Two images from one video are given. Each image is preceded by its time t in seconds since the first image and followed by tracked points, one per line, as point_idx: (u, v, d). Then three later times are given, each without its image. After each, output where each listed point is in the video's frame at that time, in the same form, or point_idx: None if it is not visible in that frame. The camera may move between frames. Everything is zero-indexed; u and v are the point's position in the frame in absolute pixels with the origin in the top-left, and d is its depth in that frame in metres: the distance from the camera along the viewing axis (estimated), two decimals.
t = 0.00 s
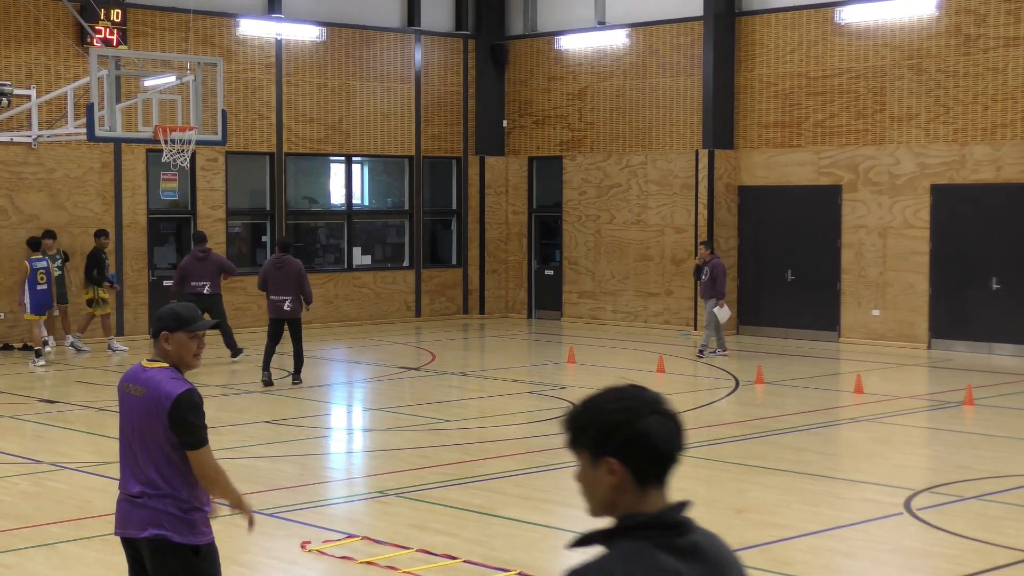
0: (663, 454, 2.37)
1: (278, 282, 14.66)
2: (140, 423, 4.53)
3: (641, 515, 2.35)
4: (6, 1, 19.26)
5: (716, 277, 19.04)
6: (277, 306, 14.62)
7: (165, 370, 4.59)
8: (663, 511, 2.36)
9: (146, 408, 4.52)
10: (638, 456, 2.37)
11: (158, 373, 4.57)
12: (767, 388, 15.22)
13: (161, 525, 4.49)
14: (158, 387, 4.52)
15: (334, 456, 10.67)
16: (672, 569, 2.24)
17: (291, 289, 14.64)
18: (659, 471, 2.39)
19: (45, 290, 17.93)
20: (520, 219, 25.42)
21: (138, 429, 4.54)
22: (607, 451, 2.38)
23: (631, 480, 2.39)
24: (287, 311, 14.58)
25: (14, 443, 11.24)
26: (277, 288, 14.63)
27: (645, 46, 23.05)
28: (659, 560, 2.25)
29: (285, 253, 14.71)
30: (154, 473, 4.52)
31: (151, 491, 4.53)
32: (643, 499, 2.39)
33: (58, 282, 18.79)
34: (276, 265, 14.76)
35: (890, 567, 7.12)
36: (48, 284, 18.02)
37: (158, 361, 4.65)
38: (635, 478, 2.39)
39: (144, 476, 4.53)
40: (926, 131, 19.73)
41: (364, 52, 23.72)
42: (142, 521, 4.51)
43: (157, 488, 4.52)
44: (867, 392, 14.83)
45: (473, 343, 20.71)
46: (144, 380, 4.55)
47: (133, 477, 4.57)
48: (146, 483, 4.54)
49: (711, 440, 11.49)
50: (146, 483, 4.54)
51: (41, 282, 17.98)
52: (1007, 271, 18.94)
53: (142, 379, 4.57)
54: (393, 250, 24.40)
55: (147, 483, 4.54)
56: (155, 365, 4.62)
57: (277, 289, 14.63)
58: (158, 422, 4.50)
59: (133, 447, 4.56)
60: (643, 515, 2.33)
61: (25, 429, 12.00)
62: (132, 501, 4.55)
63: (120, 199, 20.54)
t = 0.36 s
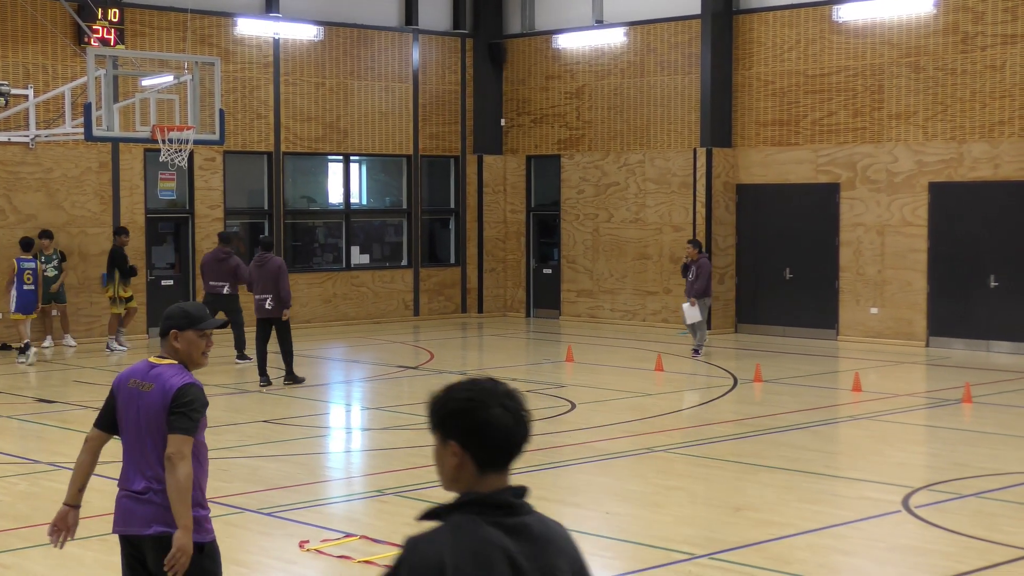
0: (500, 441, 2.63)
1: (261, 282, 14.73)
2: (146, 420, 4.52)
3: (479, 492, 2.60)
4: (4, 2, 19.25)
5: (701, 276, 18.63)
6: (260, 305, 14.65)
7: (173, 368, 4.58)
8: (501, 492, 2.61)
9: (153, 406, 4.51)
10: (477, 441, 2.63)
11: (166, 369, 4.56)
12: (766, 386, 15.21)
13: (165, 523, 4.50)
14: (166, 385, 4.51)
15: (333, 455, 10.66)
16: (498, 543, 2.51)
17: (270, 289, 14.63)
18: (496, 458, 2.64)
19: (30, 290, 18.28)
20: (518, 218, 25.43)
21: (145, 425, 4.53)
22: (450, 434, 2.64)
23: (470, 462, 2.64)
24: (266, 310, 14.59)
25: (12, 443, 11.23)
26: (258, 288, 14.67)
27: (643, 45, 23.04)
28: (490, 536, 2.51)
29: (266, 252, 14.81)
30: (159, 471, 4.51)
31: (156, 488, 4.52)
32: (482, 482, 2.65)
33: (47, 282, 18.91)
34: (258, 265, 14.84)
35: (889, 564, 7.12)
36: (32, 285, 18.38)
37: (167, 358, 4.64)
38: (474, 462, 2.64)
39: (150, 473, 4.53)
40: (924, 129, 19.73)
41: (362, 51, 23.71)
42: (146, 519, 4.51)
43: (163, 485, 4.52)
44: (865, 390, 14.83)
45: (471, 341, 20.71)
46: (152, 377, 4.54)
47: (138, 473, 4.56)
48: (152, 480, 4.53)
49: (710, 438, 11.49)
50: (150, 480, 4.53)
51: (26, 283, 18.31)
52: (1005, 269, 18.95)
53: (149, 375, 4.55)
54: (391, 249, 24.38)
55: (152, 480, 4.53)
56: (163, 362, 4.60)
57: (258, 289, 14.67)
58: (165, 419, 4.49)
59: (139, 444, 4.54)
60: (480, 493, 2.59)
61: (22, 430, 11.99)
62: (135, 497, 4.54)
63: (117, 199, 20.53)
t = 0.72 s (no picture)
0: (372, 410, 2.85)
1: (254, 283, 14.70)
2: (143, 423, 4.54)
3: (353, 457, 2.82)
4: None
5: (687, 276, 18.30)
6: (252, 308, 14.61)
7: (169, 371, 4.62)
8: (375, 457, 2.82)
9: (151, 408, 4.54)
10: (350, 410, 2.84)
11: (161, 371, 4.60)
12: (763, 384, 15.22)
13: (167, 524, 4.51)
14: (165, 386, 4.56)
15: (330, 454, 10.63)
16: (374, 504, 2.73)
17: (264, 291, 14.63)
18: (371, 425, 2.86)
19: (21, 288, 18.38)
20: (515, 216, 25.44)
21: (143, 428, 4.54)
22: (324, 406, 2.86)
23: (344, 429, 2.85)
24: (258, 311, 14.54)
25: (8, 444, 11.22)
26: (250, 290, 14.65)
27: (639, 42, 23.05)
28: (367, 498, 2.74)
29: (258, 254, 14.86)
30: (160, 473, 4.53)
31: (156, 490, 4.53)
32: (356, 447, 2.85)
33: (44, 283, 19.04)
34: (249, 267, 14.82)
35: (886, 561, 7.14)
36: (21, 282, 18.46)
37: (156, 361, 4.65)
38: (348, 430, 2.85)
39: (148, 476, 4.53)
40: (920, 126, 19.75)
41: (358, 51, 23.71)
42: (147, 521, 4.51)
43: (163, 487, 4.53)
44: (862, 387, 14.84)
45: (469, 340, 20.71)
46: (149, 380, 4.58)
47: (135, 477, 4.55)
48: (150, 483, 4.54)
49: (707, 436, 11.49)
50: (149, 483, 4.53)
51: (16, 280, 18.39)
52: (1002, 266, 18.97)
53: (144, 379, 4.58)
54: (388, 248, 24.36)
55: (151, 482, 4.54)
56: (155, 365, 4.62)
57: (250, 292, 14.64)
58: (163, 421, 4.53)
59: (137, 447, 4.54)
60: (355, 459, 2.80)
61: (19, 430, 11.98)
62: (133, 501, 4.53)
63: (114, 199, 20.52)
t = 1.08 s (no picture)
0: (219, 391, 3.12)
1: (241, 282, 14.68)
2: (141, 426, 4.58)
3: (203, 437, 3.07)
4: None
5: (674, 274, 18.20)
6: (237, 306, 14.61)
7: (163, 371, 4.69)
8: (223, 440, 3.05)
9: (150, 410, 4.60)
10: (199, 392, 3.11)
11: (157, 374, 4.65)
12: (758, 382, 15.22)
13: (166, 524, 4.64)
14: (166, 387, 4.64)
15: (326, 454, 10.61)
16: (221, 483, 2.91)
17: (250, 290, 14.63)
18: (220, 406, 3.11)
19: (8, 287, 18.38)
20: (510, 214, 25.44)
21: (144, 430, 4.58)
22: (177, 389, 3.14)
23: (196, 412, 3.11)
24: (242, 313, 14.59)
25: (4, 444, 11.20)
26: (237, 289, 14.65)
27: (635, 41, 23.04)
28: (215, 478, 2.92)
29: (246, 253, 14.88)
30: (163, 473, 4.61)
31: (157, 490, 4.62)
32: (206, 429, 3.10)
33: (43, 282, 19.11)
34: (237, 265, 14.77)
35: (882, 558, 7.14)
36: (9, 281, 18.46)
37: (145, 361, 4.69)
38: (198, 412, 3.11)
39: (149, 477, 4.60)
40: (916, 124, 19.76)
41: (354, 50, 23.68)
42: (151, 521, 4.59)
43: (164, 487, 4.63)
44: (858, 385, 14.85)
45: (465, 339, 20.70)
46: (146, 381, 4.62)
47: (133, 478, 4.59)
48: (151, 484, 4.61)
49: (703, 434, 11.50)
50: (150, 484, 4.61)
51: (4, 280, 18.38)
52: (998, 263, 18.98)
53: (141, 381, 4.61)
54: (384, 247, 24.34)
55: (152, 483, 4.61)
56: (147, 365, 4.66)
57: (237, 290, 14.64)
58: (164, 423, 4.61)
59: (137, 449, 4.57)
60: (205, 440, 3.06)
61: (15, 430, 11.96)
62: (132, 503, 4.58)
63: (109, 198, 20.50)
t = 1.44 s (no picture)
0: (120, 387, 3.32)
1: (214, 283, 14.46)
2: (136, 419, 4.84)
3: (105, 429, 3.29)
4: None
5: (669, 274, 18.22)
6: (213, 309, 14.48)
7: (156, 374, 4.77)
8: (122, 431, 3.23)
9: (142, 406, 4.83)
10: (102, 389, 3.31)
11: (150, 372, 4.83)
12: (751, 382, 15.22)
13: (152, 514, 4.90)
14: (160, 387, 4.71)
15: (319, 454, 10.60)
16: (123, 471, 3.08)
17: (219, 292, 14.38)
18: (121, 400, 3.33)
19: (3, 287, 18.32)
20: (503, 214, 25.43)
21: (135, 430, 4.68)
22: (80, 385, 3.33)
23: (99, 406, 3.32)
24: (217, 316, 14.42)
25: None
26: (211, 290, 14.49)
27: (627, 41, 23.06)
28: (115, 468, 3.08)
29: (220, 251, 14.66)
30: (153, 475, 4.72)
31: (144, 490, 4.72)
32: (109, 421, 3.33)
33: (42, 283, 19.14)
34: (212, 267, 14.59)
35: (875, 558, 7.15)
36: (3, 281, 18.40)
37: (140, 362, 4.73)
38: (102, 404, 3.32)
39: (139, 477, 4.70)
40: (908, 124, 19.80)
41: (346, 49, 23.67)
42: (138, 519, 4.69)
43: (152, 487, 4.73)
44: (850, 385, 14.87)
45: (458, 339, 20.67)
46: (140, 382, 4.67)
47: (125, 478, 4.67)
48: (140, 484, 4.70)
49: (696, 434, 11.50)
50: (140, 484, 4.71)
51: None
52: (989, 263, 19.01)
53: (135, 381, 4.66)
54: (377, 247, 24.31)
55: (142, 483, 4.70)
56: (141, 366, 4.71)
57: (211, 292, 14.49)
58: (155, 421, 4.83)
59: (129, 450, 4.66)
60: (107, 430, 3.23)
61: (6, 430, 11.92)
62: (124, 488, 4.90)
63: (101, 197, 20.46)
